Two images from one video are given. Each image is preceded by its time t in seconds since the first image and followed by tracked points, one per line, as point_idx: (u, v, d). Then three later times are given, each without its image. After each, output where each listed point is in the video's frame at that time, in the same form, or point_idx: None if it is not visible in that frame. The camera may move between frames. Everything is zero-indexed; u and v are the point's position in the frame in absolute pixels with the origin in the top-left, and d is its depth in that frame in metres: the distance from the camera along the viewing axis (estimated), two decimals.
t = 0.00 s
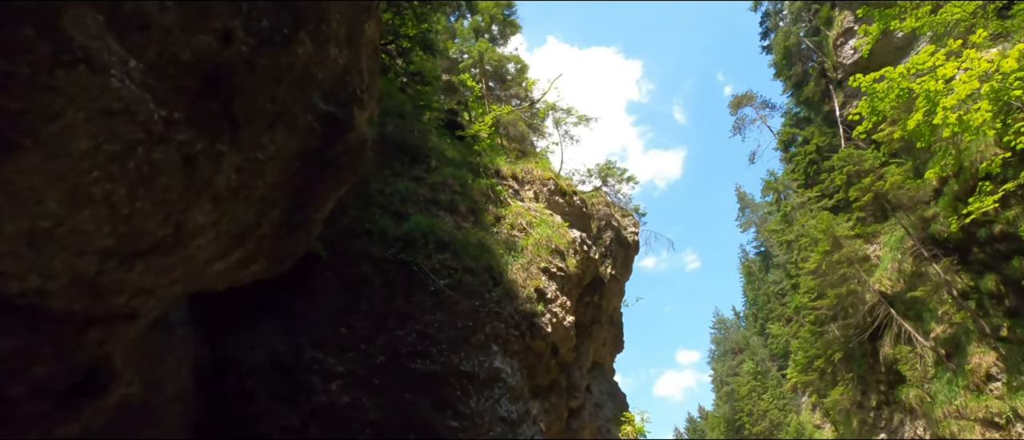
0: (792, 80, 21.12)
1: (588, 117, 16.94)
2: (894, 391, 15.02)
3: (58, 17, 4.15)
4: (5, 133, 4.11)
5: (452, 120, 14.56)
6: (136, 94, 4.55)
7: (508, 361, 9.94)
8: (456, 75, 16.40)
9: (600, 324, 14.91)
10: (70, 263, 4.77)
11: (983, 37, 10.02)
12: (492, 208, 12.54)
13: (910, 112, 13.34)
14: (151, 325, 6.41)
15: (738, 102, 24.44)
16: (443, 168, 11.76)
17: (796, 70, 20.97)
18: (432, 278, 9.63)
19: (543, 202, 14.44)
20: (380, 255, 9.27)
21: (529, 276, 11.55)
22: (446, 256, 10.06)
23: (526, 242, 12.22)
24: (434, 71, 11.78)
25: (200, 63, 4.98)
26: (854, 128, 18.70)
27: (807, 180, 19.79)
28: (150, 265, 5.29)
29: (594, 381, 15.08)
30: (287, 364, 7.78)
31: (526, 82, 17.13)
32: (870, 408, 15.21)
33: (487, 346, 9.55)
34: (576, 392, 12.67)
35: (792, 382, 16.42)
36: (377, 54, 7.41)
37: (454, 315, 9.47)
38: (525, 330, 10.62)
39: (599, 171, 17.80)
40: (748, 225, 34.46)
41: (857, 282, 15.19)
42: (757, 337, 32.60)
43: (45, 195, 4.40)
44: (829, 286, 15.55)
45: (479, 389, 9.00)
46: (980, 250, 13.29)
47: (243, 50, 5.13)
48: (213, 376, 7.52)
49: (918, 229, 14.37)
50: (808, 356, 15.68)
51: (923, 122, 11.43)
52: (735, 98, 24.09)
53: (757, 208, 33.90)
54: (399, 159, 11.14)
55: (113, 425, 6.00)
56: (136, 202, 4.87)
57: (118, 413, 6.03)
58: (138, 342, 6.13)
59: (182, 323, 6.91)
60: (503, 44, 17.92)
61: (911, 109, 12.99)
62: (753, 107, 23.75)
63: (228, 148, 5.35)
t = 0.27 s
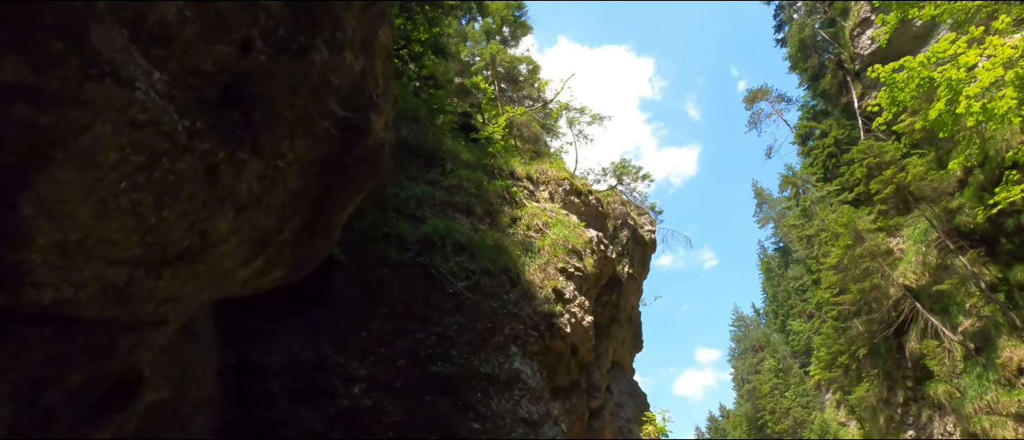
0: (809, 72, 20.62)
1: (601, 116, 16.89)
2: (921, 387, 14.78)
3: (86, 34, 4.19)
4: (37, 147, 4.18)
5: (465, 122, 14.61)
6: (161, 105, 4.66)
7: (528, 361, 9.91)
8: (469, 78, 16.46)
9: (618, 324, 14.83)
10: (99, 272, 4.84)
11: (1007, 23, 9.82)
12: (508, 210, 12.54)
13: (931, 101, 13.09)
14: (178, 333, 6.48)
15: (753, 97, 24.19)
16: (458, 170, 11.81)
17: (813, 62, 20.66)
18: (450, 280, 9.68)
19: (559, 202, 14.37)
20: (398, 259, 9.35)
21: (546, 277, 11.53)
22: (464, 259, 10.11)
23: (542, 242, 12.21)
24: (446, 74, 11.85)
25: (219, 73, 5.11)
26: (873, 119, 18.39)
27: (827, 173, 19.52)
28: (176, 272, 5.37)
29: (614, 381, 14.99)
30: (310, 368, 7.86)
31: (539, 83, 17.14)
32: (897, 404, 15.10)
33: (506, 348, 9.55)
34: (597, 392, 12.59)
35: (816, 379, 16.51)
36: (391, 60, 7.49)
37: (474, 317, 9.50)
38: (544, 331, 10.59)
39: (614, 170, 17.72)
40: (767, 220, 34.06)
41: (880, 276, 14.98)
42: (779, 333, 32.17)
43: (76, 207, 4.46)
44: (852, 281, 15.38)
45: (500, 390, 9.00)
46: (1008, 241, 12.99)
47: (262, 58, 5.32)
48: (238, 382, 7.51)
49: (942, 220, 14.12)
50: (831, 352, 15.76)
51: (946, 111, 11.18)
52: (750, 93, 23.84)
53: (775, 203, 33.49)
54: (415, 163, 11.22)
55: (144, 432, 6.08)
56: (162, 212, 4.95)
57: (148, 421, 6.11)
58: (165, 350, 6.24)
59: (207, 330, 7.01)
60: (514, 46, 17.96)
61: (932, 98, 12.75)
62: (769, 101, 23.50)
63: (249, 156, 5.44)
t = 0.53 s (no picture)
0: (825, 65, 20.51)
1: (615, 115, 16.83)
2: (949, 383, 14.77)
3: (111, 46, 4.33)
4: (66, 160, 4.32)
5: (479, 125, 14.66)
6: (184, 116, 4.74)
7: (547, 362, 9.78)
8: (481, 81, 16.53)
9: (636, 324, 14.73)
10: (128, 282, 4.93)
11: None
12: (523, 211, 12.55)
13: (952, 91, 12.84)
14: (203, 339, 6.57)
15: (768, 91, 23.93)
16: (473, 173, 11.84)
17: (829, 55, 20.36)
18: (467, 283, 9.70)
19: (574, 203, 14.31)
20: (415, 262, 9.41)
21: (563, 278, 11.48)
22: (480, 261, 10.13)
23: (558, 243, 12.18)
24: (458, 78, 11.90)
25: (239, 84, 5.21)
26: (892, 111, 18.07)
27: (846, 167, 19.26)
28: (200, 279, 5.43)
29: (633, 381, 14.89)
30: (332, 373, 7.94)
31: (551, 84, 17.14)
32: (924, 401, 15.10)
33: (525, 349, 9.51)
34: (617, 393, 12.47)
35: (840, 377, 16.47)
36: (405, 65, 7.55)
37: (492, 319, 9.51)
38: (563, 332, 10.47)
39: (629, 169, 17.63)
40: (785, 216, 33.65)
41: (904, 271, 14.65)
42: (800, 331, 31.73)
43: (104, 217, 4.58)
44: (874, 276, 14.98)
45: (520, 392, 8.96)
46: None
47: (280, 68, 5.37)
48: (264, 387, 7.63)
49: (966, 213, 13.74)
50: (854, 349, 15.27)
51: (968, 101, 10.98)
52: (765, 88, 23.61)
53: (793, 199, 33.08)
54: (430, 166, 11.28)
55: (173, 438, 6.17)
56: (187, 221, 5.04)
57: (177, 427, 6.24)
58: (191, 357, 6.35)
59: (230, 337, 7.11)
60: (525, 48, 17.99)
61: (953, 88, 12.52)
62: (784, 96, 23.24)
63: (269, 164, 5.50)
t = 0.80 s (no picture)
0: (841, 56, 20.11)
1: (628, 113, 16.73)
2: (978, 377, 14.33)
3: (134, 58, 4.43)
4: (95, 171, 4.38)
5: (492, 126, 14.68)
6: (206, 124, 4.82)
7: (566, 362, 9.71)
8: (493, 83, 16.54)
9: (655, 322, 14.62)
10: (155, 288, 5.01)
11: None
12: (539, 211, 12.53)
13: (974, 79, 12.59)
14: (228, 344, 6.67)
15: (783, 84, 23.63)
16: (487, 174, 11.86)
17: (847, 45, 19.88)
18: (484, 284, 9.70)
19: (590, 202, 14.23)
20: (432, 264, 9.45)
21: (581, 277, 11.41)
22: (497, 262, 10.14)
23: (574, 243, 12.13)
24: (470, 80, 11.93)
25: (258, 90, 5.29)
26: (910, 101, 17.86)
27: (865, 159, 18.94)
28: (224, 285, 5.50)
29: (653, 379, 14.77)
30: (354, 375, 8.00)
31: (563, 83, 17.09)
32: (952, 396, 14.77)
33: (543, 349, 9.48)
34: (637, 392, 12.38)
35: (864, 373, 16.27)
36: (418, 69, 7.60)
37: (510, 319, 9.52)
38: (582, 331, 10.40)
39: (644, 166, 17.52)
40: (803, 210, 33.19)
41: (928, 262, 14.28)
42: (821, 326, 31.26)
43: (131, 226, 4.65)
44: (897, 269, 14.72)
45: (540, 392, 8.92)
46: None
47: (296, 74, 5.47)
48: (285, 390, 7.75)
49: (990, 203, 13.68)
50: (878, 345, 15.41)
51: (990, 88, 10.78)
52: (780, 81, 23.31)
53: (811, 193, 32.63)
54: (444, 169, 11.34)
55: None
56: (210, 227, 5.11)
57: (204, 430, 6.35)
58: (216, 362, 6.45)
59: (253, 341, 7.20)
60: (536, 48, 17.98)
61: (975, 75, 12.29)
62: (800, 88, 22.93)
63: (288, 169, 5.56)
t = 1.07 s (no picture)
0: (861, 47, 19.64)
1: (643, 110, 16.61)
2: (1008, 374, 13.83)
3: (160, 66, 4.51)
4: (123, 177, 4.48)
5: (507, 126, 14.69)
6: (228, 130, 4.90)
7: (585, 362, 9.68)
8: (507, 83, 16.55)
9: (674, 320, 14.49)
10: (182, 292, 5.12)
11: None
12: (555, 211, 12.51)
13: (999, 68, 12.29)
14: (252, 347, 6.79)
15: (800, 78, 23.29)
16: (503, 174, 11.88)
17: (866, 36, 19.39)
18: (502, 284, 9.71)
19: (606, 200, 14.15)
20: (450, 265, 9.49)
21: (599, 276, 11.35)
22: (515, 262, 10.14)
23: (592, 241, 12.07)
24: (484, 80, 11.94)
25: (278, 96, 5.37)
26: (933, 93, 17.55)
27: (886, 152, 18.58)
28: (248, 289, 5.60)
29: (672, 378, 14.66)
30: (374, 375, 8.07)
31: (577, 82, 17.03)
32: (981, 394, 14.53)
33: (562, 349, 9.44)
34: (657, 391, 12.29)
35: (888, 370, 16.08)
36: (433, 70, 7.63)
37: (529, 319, 9.53)
38: (600, 330, 10.35)
39: (660, 163, 17.39)
40: (823, 205, 32.68)
41: (956, 257, 14.04)
42: (843, 323, 30.75)
43: (158, 232, 4.76)
44: (922, 264, 14.49)
45: (559, 392, 8.91)
46: None
47: (315, 79, 5.53)
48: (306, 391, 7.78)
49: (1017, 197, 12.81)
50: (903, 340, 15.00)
51: (1016, 77, 10.53)
52: (797, 75, 22.98)
53: (831, 187, 32.13)
54: (460, 170, 11.38)
55: None
56: (234, 232, 5.20)
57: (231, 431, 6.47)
58: (241, 364, 6.56)
59: (276, 343, 7.30)
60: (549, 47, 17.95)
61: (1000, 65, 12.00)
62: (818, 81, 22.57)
63: (308, 173, 5.62)
